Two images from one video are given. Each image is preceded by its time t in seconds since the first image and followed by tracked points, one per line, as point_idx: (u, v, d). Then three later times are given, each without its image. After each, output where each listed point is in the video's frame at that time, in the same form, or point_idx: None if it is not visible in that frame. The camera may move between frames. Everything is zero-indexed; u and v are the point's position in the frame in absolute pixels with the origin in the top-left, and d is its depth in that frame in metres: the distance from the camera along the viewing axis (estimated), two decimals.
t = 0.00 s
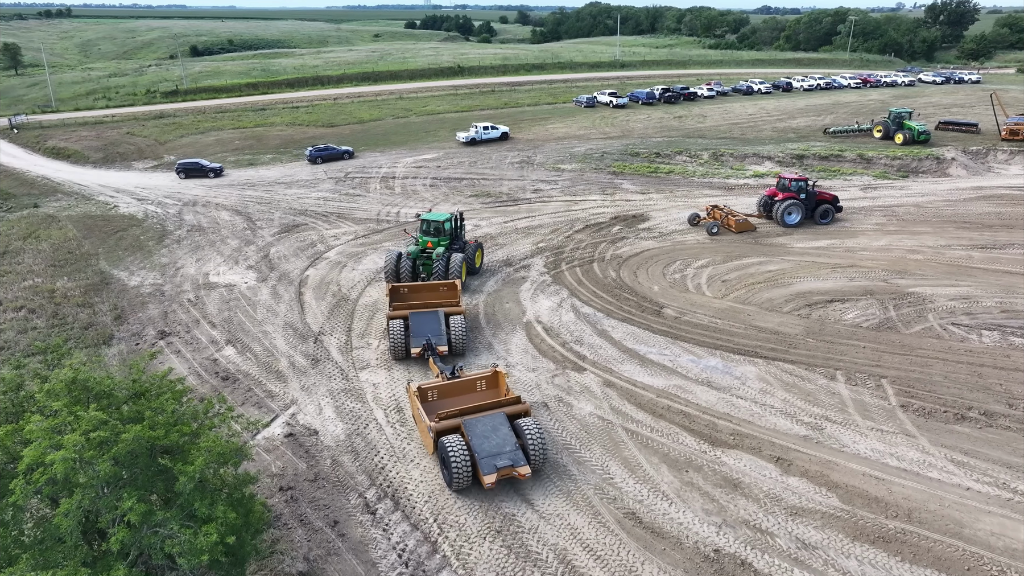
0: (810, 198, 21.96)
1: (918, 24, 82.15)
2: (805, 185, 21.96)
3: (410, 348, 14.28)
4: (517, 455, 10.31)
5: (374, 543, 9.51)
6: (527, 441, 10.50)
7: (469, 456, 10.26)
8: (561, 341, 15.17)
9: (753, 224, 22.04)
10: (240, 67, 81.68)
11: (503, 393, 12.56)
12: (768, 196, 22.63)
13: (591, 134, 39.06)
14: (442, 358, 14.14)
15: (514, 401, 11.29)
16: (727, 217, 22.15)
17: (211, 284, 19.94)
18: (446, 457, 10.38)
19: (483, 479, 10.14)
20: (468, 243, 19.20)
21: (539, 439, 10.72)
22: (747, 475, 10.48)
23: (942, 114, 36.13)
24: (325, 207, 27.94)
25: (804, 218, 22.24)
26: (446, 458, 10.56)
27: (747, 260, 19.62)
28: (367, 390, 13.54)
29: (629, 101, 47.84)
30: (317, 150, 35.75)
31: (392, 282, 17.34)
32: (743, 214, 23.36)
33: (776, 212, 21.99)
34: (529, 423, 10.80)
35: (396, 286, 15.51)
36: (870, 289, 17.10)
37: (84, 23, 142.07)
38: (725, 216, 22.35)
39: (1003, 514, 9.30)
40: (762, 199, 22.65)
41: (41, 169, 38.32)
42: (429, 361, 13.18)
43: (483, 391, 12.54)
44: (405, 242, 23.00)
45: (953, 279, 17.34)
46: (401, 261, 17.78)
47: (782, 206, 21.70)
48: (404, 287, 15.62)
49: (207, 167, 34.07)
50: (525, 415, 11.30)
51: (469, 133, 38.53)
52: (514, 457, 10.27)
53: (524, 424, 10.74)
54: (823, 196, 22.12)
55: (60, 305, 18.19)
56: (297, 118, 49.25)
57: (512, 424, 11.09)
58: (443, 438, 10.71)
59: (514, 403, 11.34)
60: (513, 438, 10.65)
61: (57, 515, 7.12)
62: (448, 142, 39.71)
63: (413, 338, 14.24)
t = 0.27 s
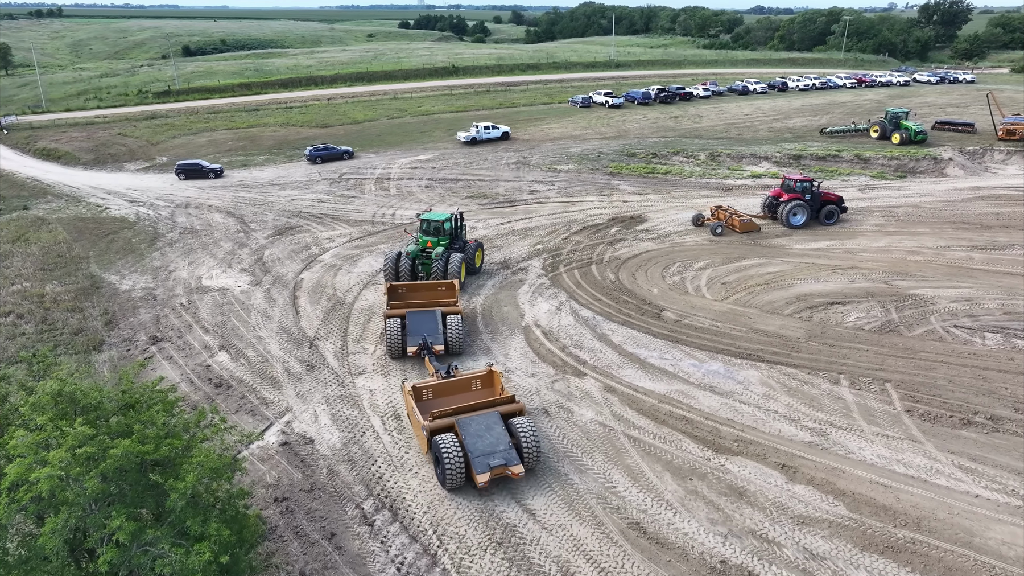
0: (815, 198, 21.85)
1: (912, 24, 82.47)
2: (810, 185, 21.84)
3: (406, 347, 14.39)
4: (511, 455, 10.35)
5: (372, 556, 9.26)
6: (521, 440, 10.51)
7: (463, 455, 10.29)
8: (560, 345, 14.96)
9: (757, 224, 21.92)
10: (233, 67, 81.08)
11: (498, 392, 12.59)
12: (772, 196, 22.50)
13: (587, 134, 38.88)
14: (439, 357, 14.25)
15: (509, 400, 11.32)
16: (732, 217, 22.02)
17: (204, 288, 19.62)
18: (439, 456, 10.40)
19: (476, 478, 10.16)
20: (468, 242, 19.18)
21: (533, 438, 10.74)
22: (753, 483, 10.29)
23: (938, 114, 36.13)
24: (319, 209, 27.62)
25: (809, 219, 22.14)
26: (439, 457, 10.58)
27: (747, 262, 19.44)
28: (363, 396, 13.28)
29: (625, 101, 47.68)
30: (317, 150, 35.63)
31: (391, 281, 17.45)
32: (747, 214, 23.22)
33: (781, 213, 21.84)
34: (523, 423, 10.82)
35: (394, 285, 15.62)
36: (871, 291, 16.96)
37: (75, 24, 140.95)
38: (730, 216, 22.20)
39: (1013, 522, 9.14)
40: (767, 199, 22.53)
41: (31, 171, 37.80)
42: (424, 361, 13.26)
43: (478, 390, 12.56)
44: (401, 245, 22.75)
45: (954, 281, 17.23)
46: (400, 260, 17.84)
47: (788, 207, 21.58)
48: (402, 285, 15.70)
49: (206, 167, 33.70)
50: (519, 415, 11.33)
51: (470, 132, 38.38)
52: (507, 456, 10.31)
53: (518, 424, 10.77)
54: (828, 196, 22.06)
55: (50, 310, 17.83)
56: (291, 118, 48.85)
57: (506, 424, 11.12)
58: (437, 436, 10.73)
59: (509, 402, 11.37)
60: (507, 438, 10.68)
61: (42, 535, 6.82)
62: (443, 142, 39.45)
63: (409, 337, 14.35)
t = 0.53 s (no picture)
0: (819, 199, 21.71)
1: (905, 23, 82.74)
2: (814, 186, 21.65)
3: (402, 346, 14.50)
4: (504, 454, 10.34)
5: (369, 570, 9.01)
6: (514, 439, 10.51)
7: (456, 454, 10.28)
8: (560, 350, 14.74)
9: (762, 225, 21.81)
10: (225, 68, 80.44)
11: (492, 391, 12.58)
12: (777, 197, 22.35)
13: (583, 134, 38.68)
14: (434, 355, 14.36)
15: (502, 399, 11.32)
16: (736, 217, 21.90)
17: (196, 292, 19.29)
18: (432, 455, 10.39)
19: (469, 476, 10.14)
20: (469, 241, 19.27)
21: (526, 437, 10.73)
22: (758, 492, 10.09)
23: (934, 114, 36.12)
24: (313, 211, 27.31)
25: (814, 221, 21.99)
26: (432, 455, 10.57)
27: (746, 264, 19.28)
28: (359, 403, 13.01)
29: (620, 101, 47.51)
30: (315, 150, 35.46)
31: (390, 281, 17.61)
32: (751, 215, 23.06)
33: (787, 213, 21.65)
34: (516, 421, 10.82)
35: (392, 285, 15.83)
36: (872, 293, 16.83)
37: (65, 23, 139.69)
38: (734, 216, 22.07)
39: None
40: (771, 200, 22.38)
41: (19, 173, 37.26)
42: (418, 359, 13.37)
43: (473, 389, 12.54)
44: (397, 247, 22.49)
45: (955, 282, 17.12)
46: (400, 260, 17.96)
47: (792, 208, 21.41)
48: (399, 285, 15.90)
49: (207, 169, 33.36)
50: (513, 414, 11.33)
51: (471, 132, 38.24)
52: (501, 454, 10.31)
53: (512, 423, 10.75)
54: (833, 196, 21.92)
55: (38, 315, 17.46)
56: (284, 119, 48.43)
57: (499, 423, 11.11)
58: (430, 435, 10.72)
59: (502, 401, 11.37)
60: (500, 436, 10.67)
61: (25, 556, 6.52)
62: (438, 143, 39.16)
63: (405, 336, 14.48)
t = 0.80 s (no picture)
0: (824, 199, 21.58)
1: (898, 23, 83.03)
2: (819, 186, 21.51)
3: (398, 344, 14.50)
4: (497, 453, 10.31)
5: None
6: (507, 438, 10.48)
7: (449, 452, 10.25)
8: (559, 354, 14.49)
9: (767, 226, 21.66)
10: (217, 68, 79.83)
11: (486, 390, 12.56)
12: (781, 197, 22.19)
13: (579, 134, 38.47)
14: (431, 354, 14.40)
15: (496, 398, 11.28)
16: (741, 218, 21.73)
17: (188, 296, 18.95)
18: (424, 453, 10.36)
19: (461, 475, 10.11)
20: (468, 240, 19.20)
21: (520, 436, 10.71)
22: (764, 500, 9.90)
23: (930, 114, 36.10)
24: (307, 212, 27.00)
25: (819, 221, 21.80)
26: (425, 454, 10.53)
27: (746, 265, 19.11)
28: (355, 411, 12.73)
29: (616, 101, 47.34)
30: (311, 151, 35.16)
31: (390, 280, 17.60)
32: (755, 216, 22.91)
33: (791, 214, 21.48)
34: (510, 421, 10.79)
35: (390, 284, 15.88)
36: (872, 295, 16.68)
37: (55, 24, 138.53)
38: (738, 217, 21.90)
39: None
40: (776, 201, 22.22)
41: (8, 175, 36.73)
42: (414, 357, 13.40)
43: (467, 388, 12.50)
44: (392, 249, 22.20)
45: (956, 284, 16.99)
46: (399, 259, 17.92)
47: (797, 209, 21.24)
48: (397, 284, 15.95)
49: (207, 169, 33.10)
50: (506, 413, 11.31)
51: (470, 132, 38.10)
52: (493, 453, 10.27)
53: (505, 422, 10.73)
54: (838, 196, 21.79)
55: (26, 321, 17.09)
56: (277, 120, 48.00)
57: (493, 422, 11.08)
58: (423, 434, 10.68)
59: (496, 400, 11.34)
60: (493, 435, 10.64)
61: None
62: (433, 143, 38.87)
63: (401, 334, 14.48)
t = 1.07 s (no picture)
0: (830, 201, 21.40)
1: (893, 23, 83.21)
2: (825, 187, 21.31)
3: (395, 344, 14.50)
4: (491, 452, 10.35)
5: None
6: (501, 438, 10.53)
7: (443, 452, 10.29)
8: (559, 359, 14.27)
9: (773, 228, 21.51)
10: (210, 68, 79.25)
11: (482, 390, 12.58)
12: (786, 199, 21.99)
13: (576, 135, 38.26)
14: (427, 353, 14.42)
15: (491, 397, 11.31)
16: (746, 219, 21.56)
17: (181, 300, 18.63)
18: (418, 453, 10.40)
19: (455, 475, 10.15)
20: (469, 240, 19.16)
21: (514, 436, 10.74)
22: (771, 510, 9.68)
23: (927, 114, 36.05)
24: (302, 214, 26.67)
25: (824, 223, 21.64)
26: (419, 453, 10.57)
27: (746, 267, 18.92)
28: (352, 418, 12.47)
29: (612, 101, 47.16)
30: (313, 150, 34.99)
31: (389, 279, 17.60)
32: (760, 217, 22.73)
33: (797, 216, 21.26)
34: (504, 420, 10.82)
35: (389, 284, 15.99)
36: (875, 297, 16.52)
37: (46, 23, 137.43)
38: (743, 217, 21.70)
39: None
40: (781, 202, 22.01)
41: None
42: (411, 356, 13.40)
43: (463, 387, 12.53)
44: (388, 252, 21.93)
45: (959, 285, 16.85)
46: (400, 259, 17.89)
47: (803, 211, 21.04)
48: (395, 284, 16.03)
49: (208, 170, 32.71)
50: (501, 412, 11.34)
51: (472, 131, 37.97)
52: (487, 453, 10.30)
53: (499, 421, 10.76)
54: (843, 197, 21.61)
55: (14, 327, 16.74)
56: (271, 120, 47.61)
57: (487, 421, 11.11)
58: (417, 433, 10.73)
59: (491, 399, 11.37)
60: (488, 435, 10.67)
61: None
62: (429, 144, 38.57)
63: (398, 334, 14.47)
